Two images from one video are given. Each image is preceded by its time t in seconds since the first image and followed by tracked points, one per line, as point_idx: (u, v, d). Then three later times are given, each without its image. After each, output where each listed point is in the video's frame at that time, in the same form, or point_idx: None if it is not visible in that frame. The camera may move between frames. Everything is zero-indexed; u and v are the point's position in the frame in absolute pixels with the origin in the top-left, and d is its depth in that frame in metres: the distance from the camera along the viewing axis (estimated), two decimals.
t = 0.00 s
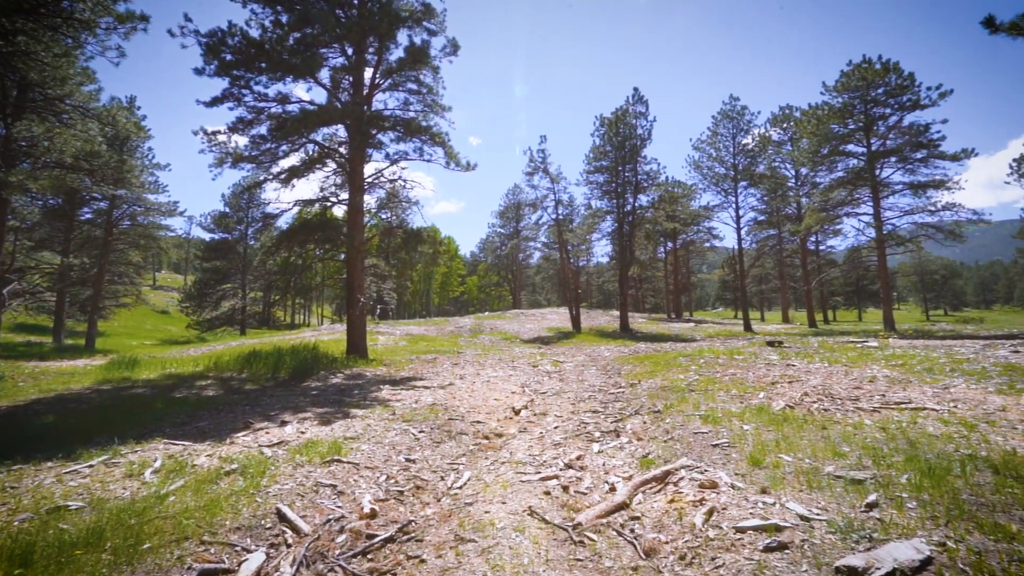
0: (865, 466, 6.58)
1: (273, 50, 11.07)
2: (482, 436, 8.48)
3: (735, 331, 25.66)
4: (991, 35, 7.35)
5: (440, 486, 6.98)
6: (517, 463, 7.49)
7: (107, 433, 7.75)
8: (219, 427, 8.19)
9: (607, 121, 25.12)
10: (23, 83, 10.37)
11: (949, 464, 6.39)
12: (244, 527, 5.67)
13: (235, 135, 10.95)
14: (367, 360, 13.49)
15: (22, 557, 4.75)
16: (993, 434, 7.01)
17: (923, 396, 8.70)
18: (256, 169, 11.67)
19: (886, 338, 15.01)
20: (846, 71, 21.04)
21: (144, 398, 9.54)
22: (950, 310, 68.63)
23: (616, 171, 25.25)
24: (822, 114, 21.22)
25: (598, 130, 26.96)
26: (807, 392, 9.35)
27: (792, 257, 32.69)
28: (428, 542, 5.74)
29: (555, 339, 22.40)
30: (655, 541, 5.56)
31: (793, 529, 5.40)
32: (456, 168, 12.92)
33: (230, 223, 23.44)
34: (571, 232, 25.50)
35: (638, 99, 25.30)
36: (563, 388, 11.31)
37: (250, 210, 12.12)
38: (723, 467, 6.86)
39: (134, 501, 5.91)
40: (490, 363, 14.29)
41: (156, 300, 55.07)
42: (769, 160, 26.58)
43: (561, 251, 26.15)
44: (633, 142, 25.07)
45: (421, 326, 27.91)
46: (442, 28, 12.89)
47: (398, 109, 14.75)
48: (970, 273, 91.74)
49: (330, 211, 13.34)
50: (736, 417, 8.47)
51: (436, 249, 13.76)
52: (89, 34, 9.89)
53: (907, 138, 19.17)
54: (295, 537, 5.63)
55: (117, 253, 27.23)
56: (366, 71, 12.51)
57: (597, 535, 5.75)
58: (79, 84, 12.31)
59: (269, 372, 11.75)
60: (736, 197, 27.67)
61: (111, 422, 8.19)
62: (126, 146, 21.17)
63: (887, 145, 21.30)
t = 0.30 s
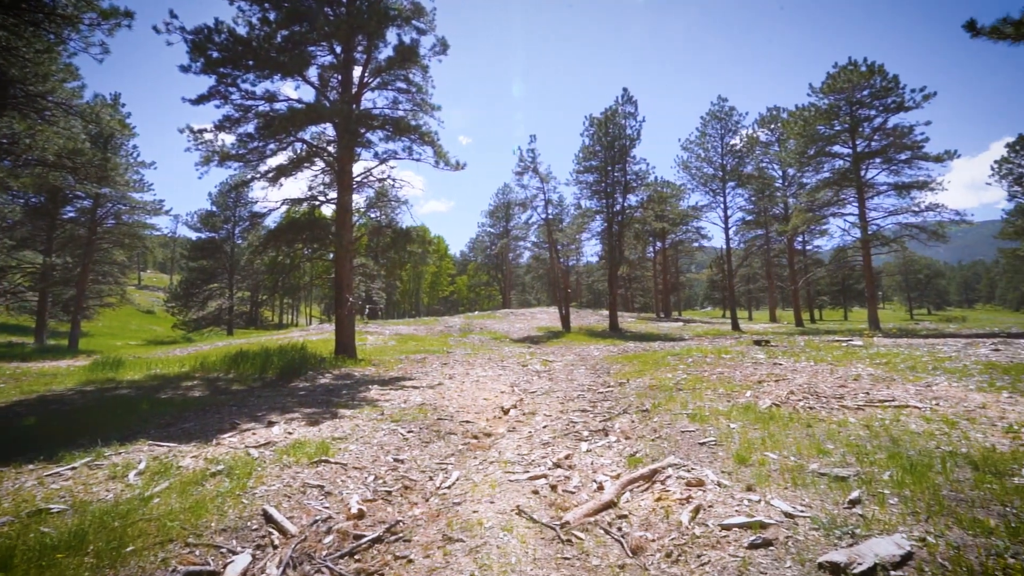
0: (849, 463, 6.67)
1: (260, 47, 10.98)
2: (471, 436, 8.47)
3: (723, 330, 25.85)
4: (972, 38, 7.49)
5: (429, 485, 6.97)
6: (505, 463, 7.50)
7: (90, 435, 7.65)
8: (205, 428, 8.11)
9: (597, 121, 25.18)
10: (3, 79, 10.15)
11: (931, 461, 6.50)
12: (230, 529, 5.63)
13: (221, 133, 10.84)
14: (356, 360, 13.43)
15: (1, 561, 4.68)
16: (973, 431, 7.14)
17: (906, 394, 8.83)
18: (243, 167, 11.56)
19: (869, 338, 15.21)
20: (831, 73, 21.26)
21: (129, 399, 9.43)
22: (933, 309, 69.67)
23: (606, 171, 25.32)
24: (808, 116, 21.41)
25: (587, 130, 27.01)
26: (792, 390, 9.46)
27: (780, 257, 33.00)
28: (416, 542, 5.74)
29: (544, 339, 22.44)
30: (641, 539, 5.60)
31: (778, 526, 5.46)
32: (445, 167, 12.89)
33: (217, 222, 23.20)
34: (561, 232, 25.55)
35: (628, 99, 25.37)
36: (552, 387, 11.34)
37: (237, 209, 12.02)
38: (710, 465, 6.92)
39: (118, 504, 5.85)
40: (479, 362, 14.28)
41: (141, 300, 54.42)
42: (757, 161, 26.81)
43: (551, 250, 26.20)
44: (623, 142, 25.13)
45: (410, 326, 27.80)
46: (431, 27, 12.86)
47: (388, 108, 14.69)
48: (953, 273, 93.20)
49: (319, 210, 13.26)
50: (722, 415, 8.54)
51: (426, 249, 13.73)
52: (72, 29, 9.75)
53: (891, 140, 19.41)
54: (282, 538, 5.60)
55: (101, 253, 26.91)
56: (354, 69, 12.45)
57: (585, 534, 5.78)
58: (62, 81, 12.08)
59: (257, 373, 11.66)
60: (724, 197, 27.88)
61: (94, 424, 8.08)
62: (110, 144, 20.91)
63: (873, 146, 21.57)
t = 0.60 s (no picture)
0: (832, 461, 6.75)
1: (247, 44, 10.87)
2: (459, 436, 8.45)
3: (711, 329, 26.02)
4: (953, 41, 7.60)
5: (417, 485, 6.95)
6: (494, 462, 7.50)
7: (72, 437, 7.55)
8: (190, 429, 8.03)
9: (586, 121, 25.23)
10: None
11: (912, 458, 6.60)
12: (215, 530, 5.59)
13: (207, 131, 10.73)
14: (344, 360, 13.36)
15: None
16: (953, 429, 7.27)
17: (889, 392, 8.95)
18: (230, 166, 11.45)
19: (854, 336, 15.41)
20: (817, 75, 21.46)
21: (112, 400, 9.30)
22: (917, 308, 70.71)
23: (595, 171, 25.41)
24: (795, 117, 21.57)
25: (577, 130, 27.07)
26: (778, 389, 9.55)
27: (767, 257, 33.30)
28: (403, 542, 5.73)
29: (533, 338, 22.49)
30: (628, 537, 5.63)
31: (762, 523, 5.52)
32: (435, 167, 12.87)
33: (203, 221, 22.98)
34: (550, 232, 25.60)
35: (617, 99, 25.44)
36: (541, 386, 11.36)
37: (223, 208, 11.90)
38: (696, 464, 6.97)
39: (100, 506, 5.77)
40: (469, 362, 14.27)
41: (125, 300, 53.80)
42: (745, 161, 27.02)
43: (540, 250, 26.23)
44: (612, 142, 25.20)
45: (399, 326, 27.69)
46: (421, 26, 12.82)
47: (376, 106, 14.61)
48: (937, 272, 94.66)
49: (307, 209, 13.18)
50: (709, 414, 8.60)
51: (415, 248, 13.68)
52: (54, 25, 9.60)
53: (876, 141, 19.65)
54: (267, 540, 5.57)
55: (85, 252, 26.52)
56: (343, 68, 12.37)
57: (572, 532, 5.80)
58: (43, 77, 11.86)
59: (244, 373, 11.56)
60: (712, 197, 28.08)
61: (76, 425, 7.97)
62: (94, 141, 20.61)
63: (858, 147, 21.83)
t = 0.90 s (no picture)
0: (816, 458, 6.84)
1: (233, 41, 10.76)
2: (447, 436, 8.44)
3: (699, 329, 26.17)
4: (936, 45, 7.75)
5: (404, 485, 6.94)
6: (481, 462, 7.50)
7: (54, 438, 7.44)
8: (174, 430, 7.94)
9: (575, 121, 25.26)
10: None
11: (894, 455, 6.72)
12: (199, 532, 5.53)
13: (193, 128, 10.61)
14: (332, 360, 13.29)
15: None
16: (934, 426, 7.41)
17: (872, 390, 9.07)
18: (216, 164, 11.33)
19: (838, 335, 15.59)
20: (804, 77, 21.67)
21: (95, 401, 9.17)
22: (901, 307, 71.75)
23: (584, 171, 25.47)
24: (781, 118, 21.74)
25: (567, 130, 27.12)
26: (764, 387, 9.64)
27: (755, 257, 33.60)
28: (390, 542, 5.72)
29: (522, 337, 22.52)
30: (614, 536, 5.67)
31: (746, 521, 5.57)
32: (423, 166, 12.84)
33: (188, 219, 22.67)
34: (540, 231, 25.63)
35: (606, 99, 25.50)
36: (529, 386, 11.39)
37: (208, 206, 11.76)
38: (683, 462, 7.02)
39: (81, 509, 5.69)
40: (458, 362, 14.25)
41: (108, 299, 53.00)
42: (733, 162, 27.22)
43: (529, 250, 26.25)
44: (601, 142, 25.26)
45: (388, 326, 27.56)
46: (410, 24, 12.77)
47: (365, 105, 14.54)
48: (920, 272, 96.16)
49: (294, 208, 13.08)
50: (696, 412, 8.67)
51: (403, 247, 13.65)
52: (35, 19, 9.42)
53: (861, 143, 19.88)
54: (252, 541, 5.53)
55: (66, 251, 26.11)
56: (331, 66, 12.29)
57: (559, 531, 5.82)
58: (24, 72, 11.63)
59: (230, 373, 11.47)
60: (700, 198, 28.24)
61: (58, 427, 7.85)
62: (76, 138, 20.26)
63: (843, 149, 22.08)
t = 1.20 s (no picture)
0: (800, 456, 6.93)
1: (220, 38, 10.66)
2: (435, 436, 8.42)
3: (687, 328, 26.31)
4: (919, 49, 7.88)
5: (391, 485, 6.92)
6: (469, 461, 7.50)
7: (34, 440, 7.32)
8: (157, 431, 7.85)
9: (564, 121, 25.31)
10: None
11: (875, 453, 6.84)
12: (182, 534, 5.48)
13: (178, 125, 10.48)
14: (319, 360, 13.20)
15: None
16: (915, 424, 7.54)
17: (856, 388, 9.20)
18: (201, 162, 11.21)
19: (823, 335, 15.75)
20: (790, 78, 21.87)
21: (76, 402, 9.03)
22: (885, 307, 72.80)
23: (573, 171, 25.53)
24: (768, 120, 21.92)
25: (556, 129, 27.18)
26: (750, 386, 9.73)
27: (742, 257, 33.89)
28: (377, 542, 5.70)
29: (511, 337, 22.54)
30: (601, 534, 5.69)
31: (731, 518, 5.63)
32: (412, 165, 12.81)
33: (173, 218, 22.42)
34: (529, 231, 25.64)
35: (595, 100, 25.58)
36: (518, 385, 11.40)
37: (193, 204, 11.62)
38: (669, 461, 7.06)
39: (62, 511, 5.60)
40: (446, 361, 14.22)
41: (90, 298, 52.09)
42: (720, 163, 27.41)
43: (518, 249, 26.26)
44: (590, 142, 25.33)
45: (376, 325, 27.41)
46: (399, 22, 12.72)
47: (353, 103, 14.45)
48: (904, 272, 97.66)
49: (281, 206, 12.97)
50: (683, 411, 8.74)
51: (392, 246, 13.60)
52: (15, 13, 9.26)
53: (846, 145, 20.12)
54: (237, 542, 5.48)
55: (48, 249, 25.70)
56: (319, 63, 12.21)
57: (546, 530, 5.84)
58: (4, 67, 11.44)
59: (216, 373, 11.36)
60: (688, 198, 28.42)
61: (37, 428, 7.72)
62: (58, 135, 19.96)
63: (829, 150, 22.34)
